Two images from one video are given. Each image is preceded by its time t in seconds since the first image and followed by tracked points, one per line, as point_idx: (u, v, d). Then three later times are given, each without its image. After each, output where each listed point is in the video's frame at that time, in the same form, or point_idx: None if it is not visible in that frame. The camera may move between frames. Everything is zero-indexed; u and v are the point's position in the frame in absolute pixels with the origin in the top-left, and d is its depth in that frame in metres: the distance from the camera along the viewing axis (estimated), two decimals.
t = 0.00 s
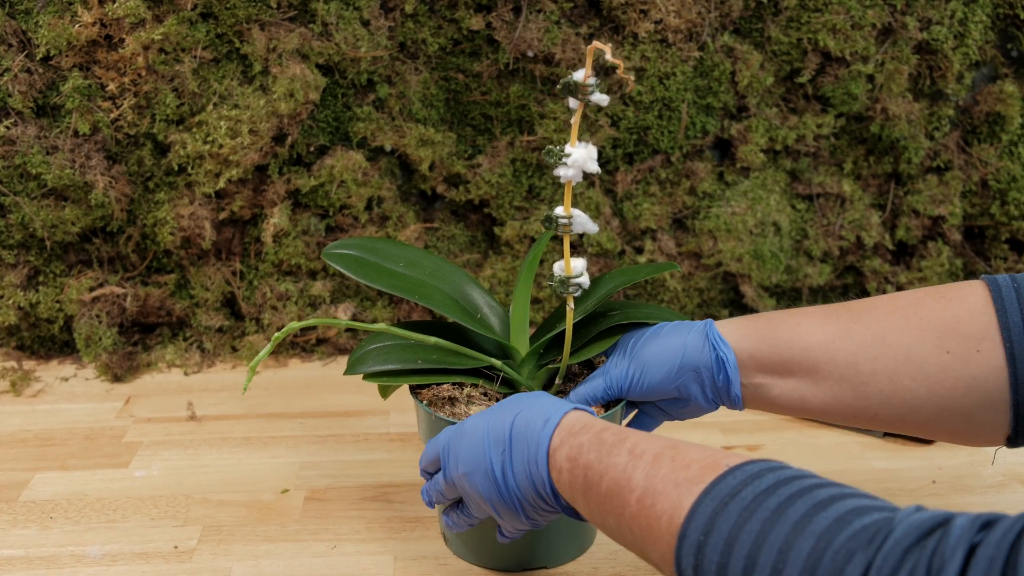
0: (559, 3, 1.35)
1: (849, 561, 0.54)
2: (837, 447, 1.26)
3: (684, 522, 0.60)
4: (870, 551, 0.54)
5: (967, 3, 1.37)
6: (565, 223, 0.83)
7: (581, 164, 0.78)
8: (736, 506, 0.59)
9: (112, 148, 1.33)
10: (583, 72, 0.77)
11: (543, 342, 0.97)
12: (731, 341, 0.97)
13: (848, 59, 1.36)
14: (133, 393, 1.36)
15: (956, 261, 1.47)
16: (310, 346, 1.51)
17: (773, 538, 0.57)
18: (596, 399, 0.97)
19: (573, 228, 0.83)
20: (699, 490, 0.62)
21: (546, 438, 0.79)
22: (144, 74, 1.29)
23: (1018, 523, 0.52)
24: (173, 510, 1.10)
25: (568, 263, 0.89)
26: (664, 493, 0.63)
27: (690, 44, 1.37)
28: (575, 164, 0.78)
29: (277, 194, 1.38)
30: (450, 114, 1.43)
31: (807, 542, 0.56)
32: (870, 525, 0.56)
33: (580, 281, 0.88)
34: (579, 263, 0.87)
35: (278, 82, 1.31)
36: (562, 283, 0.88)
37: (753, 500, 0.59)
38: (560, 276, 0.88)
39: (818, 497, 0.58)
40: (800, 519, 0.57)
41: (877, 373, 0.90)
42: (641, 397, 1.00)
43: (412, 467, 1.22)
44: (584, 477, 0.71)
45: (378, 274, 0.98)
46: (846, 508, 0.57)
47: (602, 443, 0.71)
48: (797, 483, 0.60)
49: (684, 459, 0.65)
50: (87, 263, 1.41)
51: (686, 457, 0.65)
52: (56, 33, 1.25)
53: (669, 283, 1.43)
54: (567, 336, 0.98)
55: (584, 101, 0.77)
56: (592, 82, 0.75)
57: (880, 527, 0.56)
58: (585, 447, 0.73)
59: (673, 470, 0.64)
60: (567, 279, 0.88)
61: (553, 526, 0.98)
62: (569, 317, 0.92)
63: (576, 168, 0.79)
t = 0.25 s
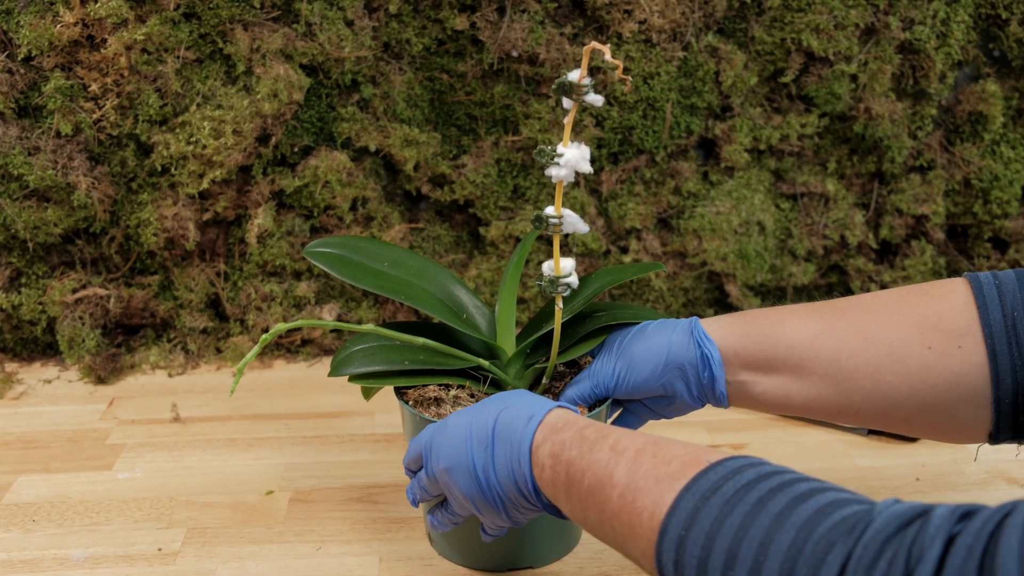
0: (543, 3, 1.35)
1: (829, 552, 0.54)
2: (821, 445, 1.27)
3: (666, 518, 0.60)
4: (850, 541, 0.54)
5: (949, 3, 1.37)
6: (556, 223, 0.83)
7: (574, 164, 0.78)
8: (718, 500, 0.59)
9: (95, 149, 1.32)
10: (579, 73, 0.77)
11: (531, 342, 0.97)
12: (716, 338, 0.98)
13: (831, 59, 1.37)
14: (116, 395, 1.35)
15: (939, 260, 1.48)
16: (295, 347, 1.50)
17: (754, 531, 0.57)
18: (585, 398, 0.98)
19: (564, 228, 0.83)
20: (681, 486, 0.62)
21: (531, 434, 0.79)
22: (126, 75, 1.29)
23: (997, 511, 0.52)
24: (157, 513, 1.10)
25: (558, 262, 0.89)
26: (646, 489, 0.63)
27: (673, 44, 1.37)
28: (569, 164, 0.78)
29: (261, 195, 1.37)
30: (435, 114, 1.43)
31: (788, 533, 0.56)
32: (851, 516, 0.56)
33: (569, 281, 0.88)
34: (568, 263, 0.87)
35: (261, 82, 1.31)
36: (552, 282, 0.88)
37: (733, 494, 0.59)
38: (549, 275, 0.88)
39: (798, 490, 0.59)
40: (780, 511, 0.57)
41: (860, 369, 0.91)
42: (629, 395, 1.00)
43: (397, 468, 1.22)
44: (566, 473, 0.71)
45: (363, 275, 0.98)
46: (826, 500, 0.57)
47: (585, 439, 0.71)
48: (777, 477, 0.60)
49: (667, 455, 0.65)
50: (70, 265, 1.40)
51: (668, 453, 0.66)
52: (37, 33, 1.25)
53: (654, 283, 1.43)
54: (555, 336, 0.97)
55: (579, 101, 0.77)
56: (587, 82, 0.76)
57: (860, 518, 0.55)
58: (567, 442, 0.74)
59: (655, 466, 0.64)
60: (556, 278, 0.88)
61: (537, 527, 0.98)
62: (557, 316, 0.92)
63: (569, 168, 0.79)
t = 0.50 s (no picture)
0: (531, 3, 1.35)
1: (819, 552, 0.54)
2: (811, 444, 1.27)
3: (655, 519, 0.60)
4: (839, 541, 0.54)
5: (936, 3, 1.38)
6: (543, 221, 0.83)
7: (559, 162, 0.78)
8: (706, 502, 0.59)
9: (83, 149, 1.32)
10: (563, 70, 0.77)
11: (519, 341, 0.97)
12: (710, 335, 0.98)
13: (819, 58, 1.37)
14: (105, 397, 1.34)
15: (927, 259, 1.48)
16: (285, 347, 1.50)
17: (744, 532, 0.57)
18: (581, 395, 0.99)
19: (551, 226, 0.83)
20: (670, 487, 0.62)
21: (519, 436, 0.79)
22: (114, 75, 1.28)
23: (985, 510, 0.52)
24: (146, 514, 1.09)
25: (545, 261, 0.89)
26: (635, 491, 0.63)
27: (662, 44, 1.37)
28: (554, 162, 0.78)
29: (250, 195, 1.37)
30: (424, 114, 1.43)
31: (777, 533, 0.56)
32: (839, 515, 0.56)
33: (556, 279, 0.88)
34: (556, 262, 0.87)
35: (250, 82, 1.30)
36: (539, 281, 0.88)
37: (722, 495, 0.59)
38: (536, 274, 0.88)
39: (786, 491, 0.59)
40: (769, 512, 0.57)
41: (851, 367, 0.91)
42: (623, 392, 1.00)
43: (386, 468, 1.22)
44: (555, 475, 0.71)
45: (354, 274, 0.98)
46: (814, 500, 0.58)
47: (574, 440, 0.71)
48: (765, 478, 0.60)
49: (655, 456, 0.65)
50: (58, 266, 1.40)
51: (656, 454, 0.66)
52: (24, 34, 1.24)
53: (644, 283, 1.43)
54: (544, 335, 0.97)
55: (563, 99, 0.77)
56: (570, 80, 0.76)
57: (848, 518, 0.56)
58: (555, 443, 0.74)
59: (644, 468, 0.64)
60: (543, 277, 0.88)
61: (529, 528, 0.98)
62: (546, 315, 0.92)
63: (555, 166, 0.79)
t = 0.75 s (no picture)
0: (530, 3, 1.35)
1: (803, 543, 0.55)
2: (810, 445, 1.27)
3: (641, 513, 0.61)
4: (823, 533, 0.54)
5: (934, 3, 1.38)
6: (529, 221, 0.83)
7: (541, 161, 0.79)
8: (692, 495, 0.59)
9: (80, 149, 1.32)
10: (541, 69, 0.78)
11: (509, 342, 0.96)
12: (720, 348, 0.98)
13: (817, 59, 1.38)
14: (103, 397, 1.34)
15: (925, 259, 1.49)
16: (283, 347, 1.50)
17: (729, 525, 0.57)
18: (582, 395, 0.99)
19: (536, 226, 0.84)
20: (655, 481, 0.62)
21: (502, 438, 0.79)
22: (112, 75, 1.28)
23: (970, 500, 0.52)
24: (144, 514, 1.09)
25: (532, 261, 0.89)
26: (620, 485, 0.63)
27: (660, 44, 1.37)
28: (535, 160, 0.79)
29: (248, 195, 1.37)
30: (422, 114, 1.43)
31: (762, 526, 0.56)
32: (825, 506, 0.56)
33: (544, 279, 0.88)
34: (543, 261, 0.87)
35: (247, 82, 1.30)
36: (526, 281, 0.88)
37: (707, 488, 0.60)
38: (523, 274, 0.88)
39: (771, 483, 0.59)
40: (754, 504, 0.58)
41: (859, 378, 0.91)
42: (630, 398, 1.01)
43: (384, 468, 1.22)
44: (540, 476, 0.71)
45: (354, 270, 0.98)
46: (799, 492, 0.58)
47: (558, 441, 0.72)
48: (751, 471, 0.61)
49: (640, 452, 0.65)
50: (56, 266, 1.40)
51: (641, 449, 0.66)
52: (21, 34, 1.24)
53: (642, 283, 1.43)
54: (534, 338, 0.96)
55: (542, 97, 0.77)
56: (547, 78, 0.76)
57: (833, 509, 0.56)
58: (540, 445, 0.74)
59: (628, 464, 0.65)
60: (530, 277, 0.88)
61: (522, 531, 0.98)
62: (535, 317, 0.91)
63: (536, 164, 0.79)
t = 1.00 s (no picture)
0: (529, 3, 1.35)
1: None
2: (809, 445, 1.27)
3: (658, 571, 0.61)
4: None
5: (933, 3, 1.38)
6: (522, 221, 0.83)
7: (534, 161, 0.78)
8: (704, 553, 0.59)
9: (80, 149, 1.32)
10: (535, 69, 0.77)
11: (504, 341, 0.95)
12: (733, 361, 0.98)
13: (817, 59, 1.38)
14: (102, 397, 1.34)
15: (925, 259, 1.49)
16: (283, 347, 1.50)
17: None
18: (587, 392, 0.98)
19: (531, 226, 0.83)
20: (668, 535, 0.62)
21: (513, 486, 0.78)
22: (111, 75, 1.28)
23: (983, 557, 0.52)
24: (143, 515, 1.09)
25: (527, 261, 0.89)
26: (634, 540, 0.64)
27: (660, 44, 1.37)
28: (529, 161, 0.78)
29: (247, 195, 1.37)
30: (421, 114, 1.42)
31: None
32: (838, 565, 0.55)
33: (538, 279, 0.87)
34: (538, 262, 0.86)
35: (247, 82, 1.30)
36: (519, 281, 0.87)
37: (719, 545, 0.59)
38: (518, 274, 0.87)
39: (784, 538, 0.58)
40: (767, 563, 0.57)
41: (869, 391, 0.91)
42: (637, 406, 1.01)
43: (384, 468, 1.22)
44: (552, 525, 0.71)
45: (354, 266, 0.98)
46: (812, 546, 0.57)
47: (567, 489, 0.71)
48: (763, 522, 0.60)
49: (651, 503, 0.65)
50: (55, 266, 1.40)
51: (652, 499, 0.66)
52: (21, 34, 1.24)
53: (641, 283, 1.43)
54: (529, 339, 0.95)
55: (535, 97, 0.77)
56: (542, 78, 0.76)
57: (846, 567, 0.55)
58: (550, 492, 0.73)
59: (641, 516, 0.65)
60: (524, 278, 0.87)
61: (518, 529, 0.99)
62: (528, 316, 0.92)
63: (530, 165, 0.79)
